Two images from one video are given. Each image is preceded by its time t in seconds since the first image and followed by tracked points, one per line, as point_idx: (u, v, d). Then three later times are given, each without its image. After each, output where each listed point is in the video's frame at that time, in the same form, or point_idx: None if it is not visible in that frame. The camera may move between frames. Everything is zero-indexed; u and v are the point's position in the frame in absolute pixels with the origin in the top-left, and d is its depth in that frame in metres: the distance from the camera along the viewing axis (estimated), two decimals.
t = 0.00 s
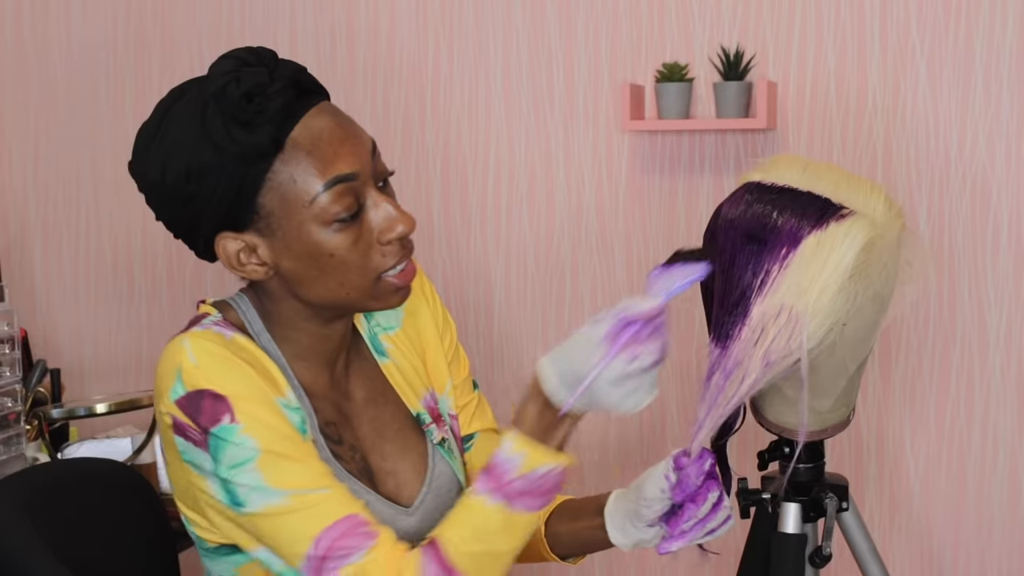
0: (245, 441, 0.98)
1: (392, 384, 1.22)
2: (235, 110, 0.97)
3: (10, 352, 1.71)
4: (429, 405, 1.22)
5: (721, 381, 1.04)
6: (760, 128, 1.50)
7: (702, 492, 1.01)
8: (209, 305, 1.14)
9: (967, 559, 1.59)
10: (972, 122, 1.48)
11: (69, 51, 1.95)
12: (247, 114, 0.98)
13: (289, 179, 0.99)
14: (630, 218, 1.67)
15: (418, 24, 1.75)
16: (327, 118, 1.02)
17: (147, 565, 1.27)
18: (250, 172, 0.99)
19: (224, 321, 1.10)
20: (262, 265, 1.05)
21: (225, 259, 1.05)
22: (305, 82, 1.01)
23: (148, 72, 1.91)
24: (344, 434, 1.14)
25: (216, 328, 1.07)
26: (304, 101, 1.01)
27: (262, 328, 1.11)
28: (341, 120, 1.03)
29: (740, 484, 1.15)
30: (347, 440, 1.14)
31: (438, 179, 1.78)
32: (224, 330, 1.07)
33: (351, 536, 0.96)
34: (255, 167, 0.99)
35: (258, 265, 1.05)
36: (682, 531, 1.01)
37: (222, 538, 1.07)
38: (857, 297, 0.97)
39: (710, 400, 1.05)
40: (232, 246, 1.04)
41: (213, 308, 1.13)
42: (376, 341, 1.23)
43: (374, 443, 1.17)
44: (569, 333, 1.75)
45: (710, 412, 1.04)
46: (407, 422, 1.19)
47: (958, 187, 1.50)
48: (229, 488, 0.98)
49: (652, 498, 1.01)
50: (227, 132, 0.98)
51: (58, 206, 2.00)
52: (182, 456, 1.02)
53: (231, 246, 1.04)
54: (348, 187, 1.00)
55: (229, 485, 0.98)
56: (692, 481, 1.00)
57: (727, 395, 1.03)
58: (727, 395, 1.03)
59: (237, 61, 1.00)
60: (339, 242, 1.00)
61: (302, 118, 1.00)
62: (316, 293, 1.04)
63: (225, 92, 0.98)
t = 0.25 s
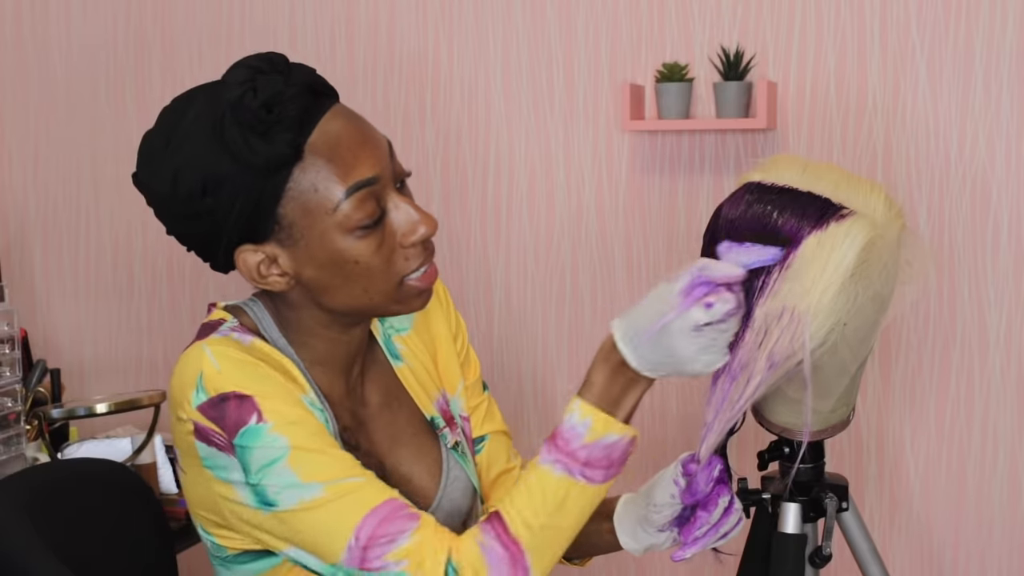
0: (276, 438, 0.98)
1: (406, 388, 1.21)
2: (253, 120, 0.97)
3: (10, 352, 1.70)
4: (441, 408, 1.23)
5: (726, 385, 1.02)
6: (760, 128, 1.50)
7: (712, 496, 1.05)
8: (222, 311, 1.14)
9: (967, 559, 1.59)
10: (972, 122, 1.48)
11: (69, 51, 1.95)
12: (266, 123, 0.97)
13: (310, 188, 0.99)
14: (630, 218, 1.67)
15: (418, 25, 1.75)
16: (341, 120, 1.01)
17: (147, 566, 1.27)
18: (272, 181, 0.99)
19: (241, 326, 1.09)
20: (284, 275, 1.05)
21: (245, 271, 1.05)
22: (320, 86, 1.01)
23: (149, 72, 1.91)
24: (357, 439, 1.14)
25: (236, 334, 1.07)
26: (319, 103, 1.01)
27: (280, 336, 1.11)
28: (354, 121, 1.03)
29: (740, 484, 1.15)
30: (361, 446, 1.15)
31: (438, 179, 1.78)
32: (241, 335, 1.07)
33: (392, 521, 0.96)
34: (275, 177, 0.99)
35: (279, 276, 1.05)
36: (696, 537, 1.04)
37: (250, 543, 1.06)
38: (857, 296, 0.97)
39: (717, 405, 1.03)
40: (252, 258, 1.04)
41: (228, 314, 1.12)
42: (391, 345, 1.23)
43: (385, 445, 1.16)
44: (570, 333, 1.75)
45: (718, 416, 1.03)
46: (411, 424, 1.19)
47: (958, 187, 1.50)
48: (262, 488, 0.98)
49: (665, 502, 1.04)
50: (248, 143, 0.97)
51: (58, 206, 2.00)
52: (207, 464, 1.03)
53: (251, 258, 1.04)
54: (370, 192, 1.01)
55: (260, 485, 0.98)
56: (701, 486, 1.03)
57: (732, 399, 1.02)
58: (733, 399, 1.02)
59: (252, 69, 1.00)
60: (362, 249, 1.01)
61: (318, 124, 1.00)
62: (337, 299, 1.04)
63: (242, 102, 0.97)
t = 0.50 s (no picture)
0: (270, 455, 0.98)
1: (413, 392, 1.21)
2: (266, 125, 0.97)
3: (10, 352, 1.70)
4: (446, 411, 1.22)
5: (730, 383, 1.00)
6: (760, 128, 1.50)
7: (715, 497, 1.05)
8: (228, 315, 1.14)
9: (966, 559, 1.59)
10: (971, 121, 1.48)
11: (69, 50, 1.95)
12: (278, 128, 0.97)
13: (323, 193, 0.99)
14: (630, 218, 1.68)
15: (418, 25, 1.75)
16: (352, 122, 1.01)
17: (144, 569, 1.26)
18: (284, 187, 0.99)
19: (245, 333, 1.10)
20: (296, 280, 1.05)
21: (257, 277, 1.05)
22: (331, 91, 1.01)
23: (149, 72, 1.91)
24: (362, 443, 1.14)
25: (239, 340, 1.08)
26: (331, 109, 1.01)
27: (285, 339, 1.11)
28: (365, 123, 1.02)
29: (741, 484, 1.15)
30: (366, 450, 1.15)
31: (439, 179, 1.78)
32: (246, 343, 1.08)
33: (380, 547, 0.95)
34: (288, 182, 0.99)
35: (291, 281, 1.05)
36: (699, 538, 1.04)
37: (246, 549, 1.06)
38: (858, 297, 0.97)
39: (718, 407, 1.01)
40: (264, 263, 1.04)
41: (234, 318, 1.12)
42: (398, 348, 1.23)
43: (389, 448, 1.17)
44: (570, 333, 1.75)
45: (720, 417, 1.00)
46: (412, 425, 1.19)
47: (958, 186, 1.50)
48: (254, 502, 0.98)
49: (665, 502, 1.05)
50: (260, 148, 0.97)
51: (58, 206, 2.00)
52: (203, 470, 1.02)
53: (262, 264, 1.04)
54: (383, 196, 1.01)
55: (253, 498, 0.98)
56: (704, 487, 1.04)
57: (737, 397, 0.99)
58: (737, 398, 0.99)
59: (263, 75, 0.99)
60: (375, 253, 1.01)
61: (330, 128, 1.00)
62: (346, 303, 1.04)
63: (254, 107, 0.97)
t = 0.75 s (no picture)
0: (272, 432, 0.98)
1: (409, 393, 1.21)
2: (260, 128, 0.97)
3: (11, 352, 1.69)
4: (442, 413, 1.23)
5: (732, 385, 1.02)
6: (760, 128, 1.50)
7: (717, 498, 1.04)
8: (226, 313, 1.13)
9: (967, 558, 1.59)
10: (972, 121, 1.48)
11: (69, 50, 1.95)
12: (274, 131, 0.97)
13: (317, 195, 0.99)
14: (630, 218, 1.68)
15: (418, 25, 1.75)
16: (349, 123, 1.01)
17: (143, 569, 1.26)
18: (279, 189, 0.99)
19: (240, 327, 1.10)
20: (289, 281, 1.05)
21: (250, 278, 1.05)
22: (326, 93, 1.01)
23: (148, 72, 1.91)
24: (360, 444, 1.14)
25: (234, 335, 1.08)
26: (327, 111, 1.01)
27: (279, 338, 1.11)
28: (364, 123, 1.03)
29: (741, 484, 1.15)
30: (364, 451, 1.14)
31: (438, 179, 1.78)
32: (240, 337, 1.08)
33: (391, 512, 0.96)
34: (282, 184, 0.99)
35: (284, 282, 1.05)
36: (702, 539, 1.04)
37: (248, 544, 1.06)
38: (857, 296, 0.97)
39: (721, 407, 1.03)
40: (258, 264, 1.04)
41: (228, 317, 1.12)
42: (394, 349, 1.23)
43: (385, 449, 1.16)
44: (569, 333, 1.75)
45: (721, 418, 1.02)
46: (409, 425, 1.19)
47: (958, 186, 1.50)
48: (258, 484, 0.98)
49: (668, 502, 1.03)
50: (255, 151, 0.97)
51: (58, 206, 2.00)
52: (202, 463, 1.02)
53: (257, 264, 1.04)
54: (377, 199, 1.01)
55: (255, 482, 0.98)
56: (705, 488, 1.03)
57: (738, 399, 1.01)
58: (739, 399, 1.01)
59: (258, 76, 0.99)
60: (369, 255, 1.01)
61: (325, 130, 1.00)
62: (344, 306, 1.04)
63: (249, 109, 0.97)
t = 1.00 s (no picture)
0: (265, 435, 0.98)
1: (406, 394, 1.21)
2: (257, 132, 0.96)
3: (11, 352, 1.69)
4: (440, 414, 1.22)
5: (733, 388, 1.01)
6: (760, 128, 1.50)
7: (721, 500, 1.02)
8: (223, 316, 1.13)
9: (967, 559, 1.59)
10: (972, 121, 1.48)
11: (69, 50, 1.95)
12: (272, 134, 0.97)
13: (314, 199, 0.99)
14: (630, 218, 1.68)
15: (418, 25, 1.75)
16: (347, 125, 1.01)
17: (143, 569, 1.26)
18: (277, 192, 0.99)
19: (237, 331, 1.10)
20: (286, 283, 1.05)
21: (247, 281, 1.05)
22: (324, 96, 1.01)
23: (148, 72, 1.91)
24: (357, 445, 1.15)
25: (230, 338, 1.08)
26: (324, 115, 1.01)
27: (275, 339, 1.11)
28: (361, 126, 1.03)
29: (741, 484, 1.15)
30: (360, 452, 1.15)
31: (438, 179, 1.78)
32: (236, 340, 1.08)
33: (382, 513, 0.96)
34: (279, 188, 0.99)
35: (281, 284, 1.05)
36: (707, 541, 1.01)
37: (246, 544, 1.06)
38: (858, 296, 0.97)
39: (725, 405, 1.02)
40: (254, 267, 1.04)
41: (226, 319, 1.12)
42: (392, 349, 1.23)
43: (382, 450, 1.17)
44: (569, 333, 1.75)
45: (725, 418, 1.02)
46: (406, 426, 1.19)
47: (958, 186, 1.50)
48: (251, 487, 0.98)
49: (671, 504, 1.03)
50: (253, 155, 0.97)
51: (58, 206, 2.00)
52: (197, 465, 1.02)
53: (253, 267, 1.04)
54: (374, 202, 1.01)
55: (250, 484, 0.98)
56: (709, 490, 1.01)
57: (740, 400, 1.01)
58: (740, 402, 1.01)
59: (256, 80, 0.99)
60: (367, 259, 1.01)
61: (323, 133, 1.00)
62: (341, 309, 1.05)
63: (246, 113, 0.97)
